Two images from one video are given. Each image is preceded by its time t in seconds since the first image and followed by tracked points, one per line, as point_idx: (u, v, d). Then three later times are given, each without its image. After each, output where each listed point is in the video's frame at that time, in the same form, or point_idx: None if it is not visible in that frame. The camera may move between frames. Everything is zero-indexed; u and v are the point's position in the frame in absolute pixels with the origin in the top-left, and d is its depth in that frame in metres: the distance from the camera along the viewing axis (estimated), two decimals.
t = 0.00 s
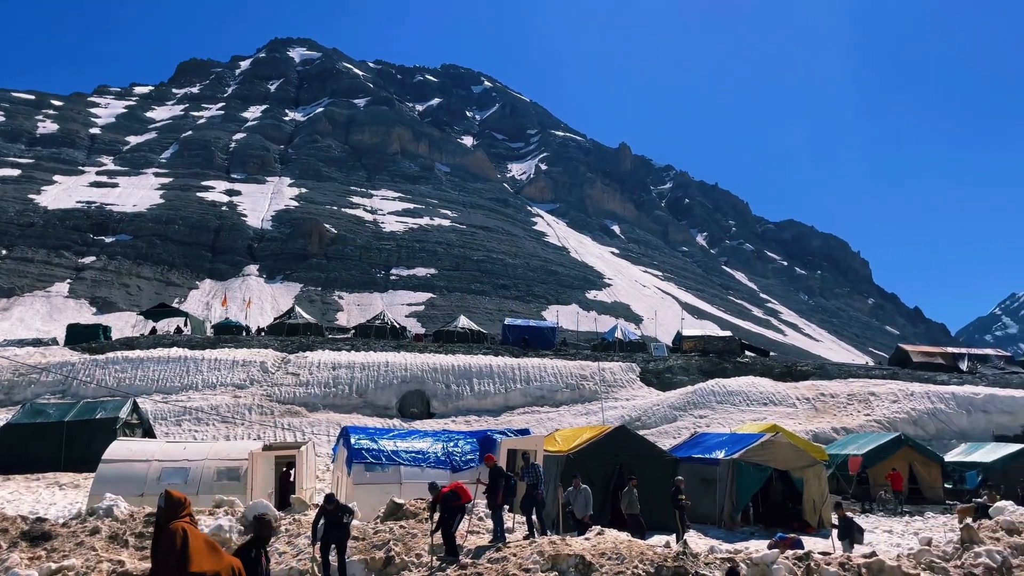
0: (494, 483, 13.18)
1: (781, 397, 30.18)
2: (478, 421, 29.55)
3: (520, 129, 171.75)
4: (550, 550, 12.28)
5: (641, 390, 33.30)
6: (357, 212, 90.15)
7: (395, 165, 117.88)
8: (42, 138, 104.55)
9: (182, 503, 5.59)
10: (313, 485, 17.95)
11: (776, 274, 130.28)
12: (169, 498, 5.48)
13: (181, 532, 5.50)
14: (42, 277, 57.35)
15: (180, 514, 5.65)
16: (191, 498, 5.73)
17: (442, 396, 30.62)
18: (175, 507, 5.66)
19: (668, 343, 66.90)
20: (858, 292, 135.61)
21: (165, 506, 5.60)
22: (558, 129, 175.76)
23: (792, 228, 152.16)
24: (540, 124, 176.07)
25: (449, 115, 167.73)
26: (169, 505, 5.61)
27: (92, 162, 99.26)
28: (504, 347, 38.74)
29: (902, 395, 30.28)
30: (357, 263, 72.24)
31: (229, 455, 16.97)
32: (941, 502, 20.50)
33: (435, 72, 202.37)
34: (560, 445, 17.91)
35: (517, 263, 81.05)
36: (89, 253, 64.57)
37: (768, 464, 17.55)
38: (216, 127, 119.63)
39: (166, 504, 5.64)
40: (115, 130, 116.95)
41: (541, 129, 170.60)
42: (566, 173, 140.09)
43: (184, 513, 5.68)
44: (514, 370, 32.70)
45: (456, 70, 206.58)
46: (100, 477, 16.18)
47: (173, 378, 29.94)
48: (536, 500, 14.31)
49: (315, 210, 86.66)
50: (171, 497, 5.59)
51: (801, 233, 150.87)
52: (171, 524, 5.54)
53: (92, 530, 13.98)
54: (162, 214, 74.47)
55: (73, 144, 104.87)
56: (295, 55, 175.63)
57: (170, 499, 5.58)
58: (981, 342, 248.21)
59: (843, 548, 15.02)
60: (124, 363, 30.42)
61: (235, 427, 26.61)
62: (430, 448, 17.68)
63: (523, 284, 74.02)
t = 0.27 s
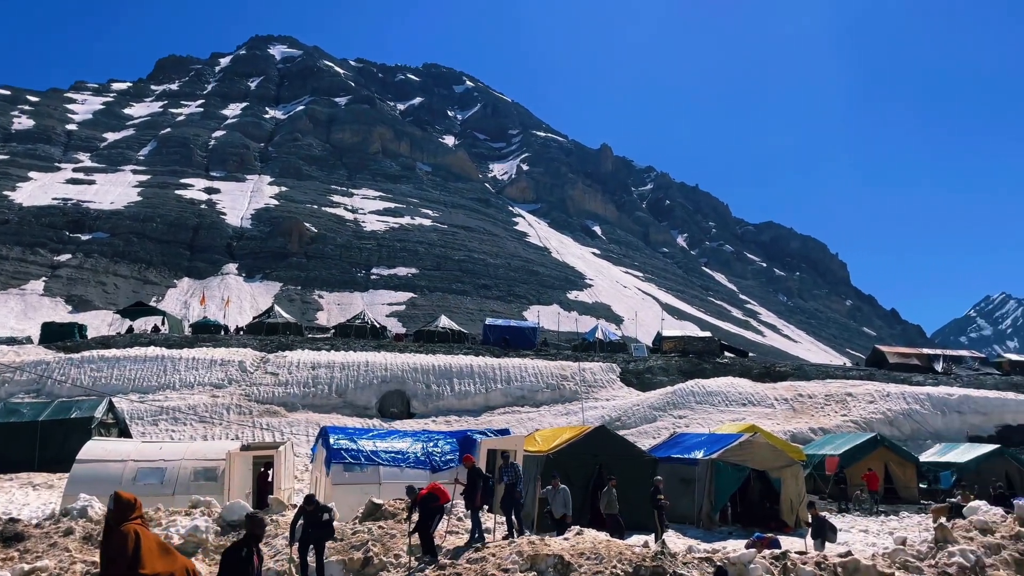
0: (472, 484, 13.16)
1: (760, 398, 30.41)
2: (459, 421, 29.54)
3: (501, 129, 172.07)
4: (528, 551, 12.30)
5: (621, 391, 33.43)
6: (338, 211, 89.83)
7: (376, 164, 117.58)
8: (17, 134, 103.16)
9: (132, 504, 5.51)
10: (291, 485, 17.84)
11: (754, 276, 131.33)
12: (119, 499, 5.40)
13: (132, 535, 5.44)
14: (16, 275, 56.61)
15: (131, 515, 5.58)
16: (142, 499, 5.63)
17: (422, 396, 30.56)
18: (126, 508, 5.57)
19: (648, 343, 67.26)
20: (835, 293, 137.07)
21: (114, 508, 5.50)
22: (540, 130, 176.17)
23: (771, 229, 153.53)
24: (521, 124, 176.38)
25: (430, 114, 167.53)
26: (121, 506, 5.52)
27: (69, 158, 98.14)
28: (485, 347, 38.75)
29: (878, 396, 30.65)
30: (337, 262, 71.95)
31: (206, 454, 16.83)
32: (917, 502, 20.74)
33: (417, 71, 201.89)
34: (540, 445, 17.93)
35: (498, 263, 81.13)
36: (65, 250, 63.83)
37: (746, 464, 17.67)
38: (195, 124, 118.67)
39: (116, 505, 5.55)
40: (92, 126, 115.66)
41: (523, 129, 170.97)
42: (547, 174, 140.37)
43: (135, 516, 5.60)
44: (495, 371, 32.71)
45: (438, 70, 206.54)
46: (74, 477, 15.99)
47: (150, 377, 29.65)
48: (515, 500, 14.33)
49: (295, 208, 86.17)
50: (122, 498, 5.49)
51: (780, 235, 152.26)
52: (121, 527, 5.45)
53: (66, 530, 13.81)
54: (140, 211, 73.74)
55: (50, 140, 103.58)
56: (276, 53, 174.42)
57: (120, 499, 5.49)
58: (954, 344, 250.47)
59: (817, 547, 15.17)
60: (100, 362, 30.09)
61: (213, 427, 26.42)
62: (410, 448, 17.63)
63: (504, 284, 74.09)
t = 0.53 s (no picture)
0: (448, 485, 13.13)
1: (738, 398, 30.62)
2: (438, 421, 29.49)
3: (482, 129, 172.18)
4: (506, 551, 12.30)
5: (600, 391, 33.54)
6: (317, 209, 89.36)
7: (356, 163, 117.11)
8: None
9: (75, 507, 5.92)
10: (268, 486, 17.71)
11: (732, 277, 132.39)
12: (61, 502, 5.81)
13: (76, 538, 5.85)
14: None
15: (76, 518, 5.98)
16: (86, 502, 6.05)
17: (401, 396, 30.47)
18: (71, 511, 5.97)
19: (627, 344, 67.55)
20: (813, 294, 138.38)
21: (59, 512, 5.89)
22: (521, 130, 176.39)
23: (749, 231, 154.77)
24: (502, 124, 176.51)
25: (411, 113, 167.14)
26: (65, 510, 5.92)
27: (43, 155, 96.84)
28: (464, 347, 38.73)
29: (853, 397, 30.98)
30: (316, 261, 71.60)
31: (182, 454, 16.68)
32: (890, 502, 20.99)
33: (398, 70, 201.32)
34: (518, 445, 17.93)
35: (479, 263, 81.10)
36: (39, 248, 62.98)
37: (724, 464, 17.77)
38: (173, 121, 117.51)
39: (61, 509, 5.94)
40: (67, 122, 114.21)
41: (504, 129, 171.16)
42: (528, 174, 140.49)
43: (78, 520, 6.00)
44: (474, 371, 32.69)
45: (419, 69, 206.12)
46: (46, 478, 15.78)
47: (124, 377, 29.34)
48: (491, 500, 14.34)
49: (273, 207, 85.61)
50: (66, 502, 5.89)
51: (758, 236, 153.51)
52: (65, 530, 5.85)
53: (37, 532, 13.63)
54: (115, 208, 72.90)
55: (24, 136, 102.13)
56: (255, 50, 173.18)
57: (64, 503, 5.89)
58: (930, 346, 253.44)
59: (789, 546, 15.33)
60: (74, 361, 29.72)
61: (189, 427, 26.20)
62: (388, 448, 17.57)
63: (484, 284, 74.09)
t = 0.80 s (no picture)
0: (424, 486, 13.12)
1: (716, 398, 30.82)
2: (417, 421, 29.43)
3: (463, 129, 172.15)
4: (485, 551, 12.31)
5: (580, 391, 33.63)
6: (297, 208, 88.87)
7: (337, 161, 116.64)
8: None
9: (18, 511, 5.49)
10: (244, 487, 17.56)
11: (712, 279, 133.21)
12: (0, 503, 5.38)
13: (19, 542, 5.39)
14: None
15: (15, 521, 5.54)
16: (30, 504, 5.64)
17: (380, 396, 30.39)
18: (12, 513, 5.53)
19: (607, 344, 67.78)
20: (791, 296, 139.68)
21: None
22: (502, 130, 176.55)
23: (729, 232, 155.80)
24: (484, 125, 176.55)
25: (391, 112, 166.65)
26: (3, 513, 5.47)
27: (17, 151, 95.57)
28: (444, 347, 38.68)
29: (830, 397, 31.28)
30: (295, 260, 71.23)
31: (157, 454, 16.50)
32: (866, 501, 21.21)
33: (379, 69, 200.71)
34: (497, 445, 17.95)
35: (459, 263, 81.05)
36: (13, 245, 62.18)
37: (701, 464, 17.88)
38: (150, 118, 116.39)
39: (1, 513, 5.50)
40: (43, 119, 112.77)
41: (485, 129, 171.24)
42: (509, 174, 140.54)
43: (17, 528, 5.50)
44: (454, 370, 32.67)
45: (399, 68, 205.63)
46: (17, 477, 15.58)
47: (99, 376, 29.04)
48: (469, 501, 14.33)
49: (252, 205, 85.07)
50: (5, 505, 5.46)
51: (737, 238, 154.61)
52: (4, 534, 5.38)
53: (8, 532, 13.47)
54: (91, 206, 72.10)
55: None
56: (234, 47, 171.90)
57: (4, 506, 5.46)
58: (905, 347, 256.49)
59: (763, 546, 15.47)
60: (48, 360, 29.36)
61: (165, 426, 25.99)
62: (366, 448, 17.50)
63: (465, 284, 74.05)
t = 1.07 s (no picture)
0: (402, 486, 13.08)
1: (696, 399, 31.00)
2: (397, 421, 29.35)
3: (445, 128, 172.01)
4: (464, 551, 12.31)
5: (560, 391, 33.70)
6: (277, 206, 88.34)
7: (318, 160, 116.11)
8: None
9: None
10: (222, 487, 17.42)
11: (692, 280, 133.92)
12: None
13: None
14: None
15: None
16: None
17: (361, 396, 30.28)
18: None
19: (587, 344, 68.00)
20: (770, 297, 140.86)
21: None
22: (484, 130, 176.57)
23: (708, 234, 156.75)
24: (466, 124, 176.48)
25: (373, 111, 166.09)
26: None
27: None
28: (425, 347, 38.60)
29: (808, 398, 31.57)
30: (275, 259, 70.81)
31: (133, 455, 16.33)
32: (843, 501, 21.39)
33: (360, 68, 200.00)
34: (478, 445, 17.95)
35: (441, 262, 80.97)
36: None
37: (679, 463, 18.00)
38: (129, 115, 115.17)
39: None
40: (18, 114, 111.32)
41: (467, 129, 171.24)
42: (490, 174, 140.47)
43: None
44: (435, 370, 32.63)
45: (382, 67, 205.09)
46: None
47: (75, 375, 28.74)
48: (449, 501, 14.31)
49: (232, 203, 84.46)
50: None
51: (717, 239, 155.65)
52: None
53: None
54: (68, 203, 71.26)
55: None
56: (215, 44, 170.57)
57: None
58: (883, 348, 259.52)
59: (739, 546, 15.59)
60: (23, 358, 28.99)
61: (142, 426, 25.76)
62: (346, 448, 17.43)
63: (446, 284, 74.00)
